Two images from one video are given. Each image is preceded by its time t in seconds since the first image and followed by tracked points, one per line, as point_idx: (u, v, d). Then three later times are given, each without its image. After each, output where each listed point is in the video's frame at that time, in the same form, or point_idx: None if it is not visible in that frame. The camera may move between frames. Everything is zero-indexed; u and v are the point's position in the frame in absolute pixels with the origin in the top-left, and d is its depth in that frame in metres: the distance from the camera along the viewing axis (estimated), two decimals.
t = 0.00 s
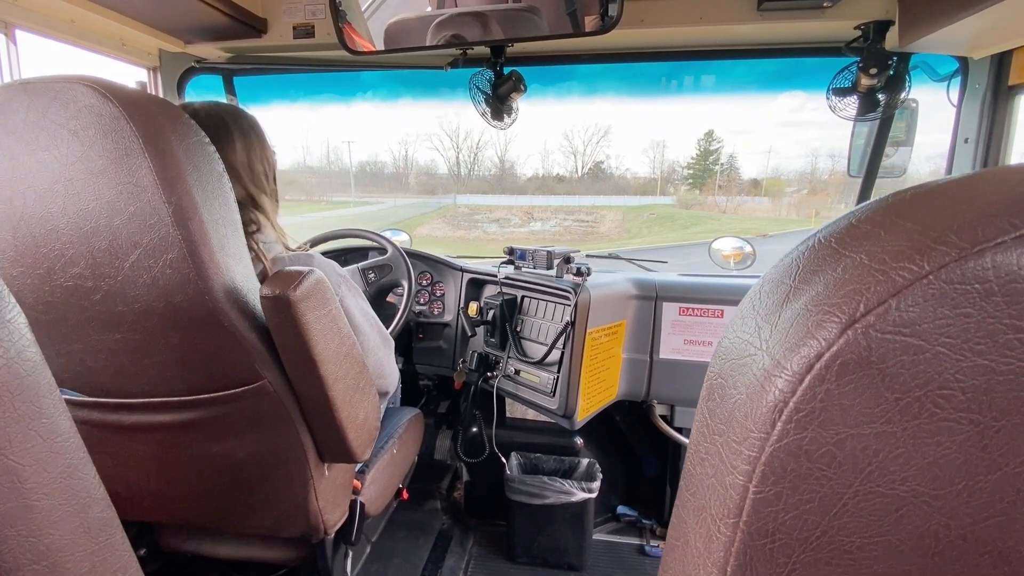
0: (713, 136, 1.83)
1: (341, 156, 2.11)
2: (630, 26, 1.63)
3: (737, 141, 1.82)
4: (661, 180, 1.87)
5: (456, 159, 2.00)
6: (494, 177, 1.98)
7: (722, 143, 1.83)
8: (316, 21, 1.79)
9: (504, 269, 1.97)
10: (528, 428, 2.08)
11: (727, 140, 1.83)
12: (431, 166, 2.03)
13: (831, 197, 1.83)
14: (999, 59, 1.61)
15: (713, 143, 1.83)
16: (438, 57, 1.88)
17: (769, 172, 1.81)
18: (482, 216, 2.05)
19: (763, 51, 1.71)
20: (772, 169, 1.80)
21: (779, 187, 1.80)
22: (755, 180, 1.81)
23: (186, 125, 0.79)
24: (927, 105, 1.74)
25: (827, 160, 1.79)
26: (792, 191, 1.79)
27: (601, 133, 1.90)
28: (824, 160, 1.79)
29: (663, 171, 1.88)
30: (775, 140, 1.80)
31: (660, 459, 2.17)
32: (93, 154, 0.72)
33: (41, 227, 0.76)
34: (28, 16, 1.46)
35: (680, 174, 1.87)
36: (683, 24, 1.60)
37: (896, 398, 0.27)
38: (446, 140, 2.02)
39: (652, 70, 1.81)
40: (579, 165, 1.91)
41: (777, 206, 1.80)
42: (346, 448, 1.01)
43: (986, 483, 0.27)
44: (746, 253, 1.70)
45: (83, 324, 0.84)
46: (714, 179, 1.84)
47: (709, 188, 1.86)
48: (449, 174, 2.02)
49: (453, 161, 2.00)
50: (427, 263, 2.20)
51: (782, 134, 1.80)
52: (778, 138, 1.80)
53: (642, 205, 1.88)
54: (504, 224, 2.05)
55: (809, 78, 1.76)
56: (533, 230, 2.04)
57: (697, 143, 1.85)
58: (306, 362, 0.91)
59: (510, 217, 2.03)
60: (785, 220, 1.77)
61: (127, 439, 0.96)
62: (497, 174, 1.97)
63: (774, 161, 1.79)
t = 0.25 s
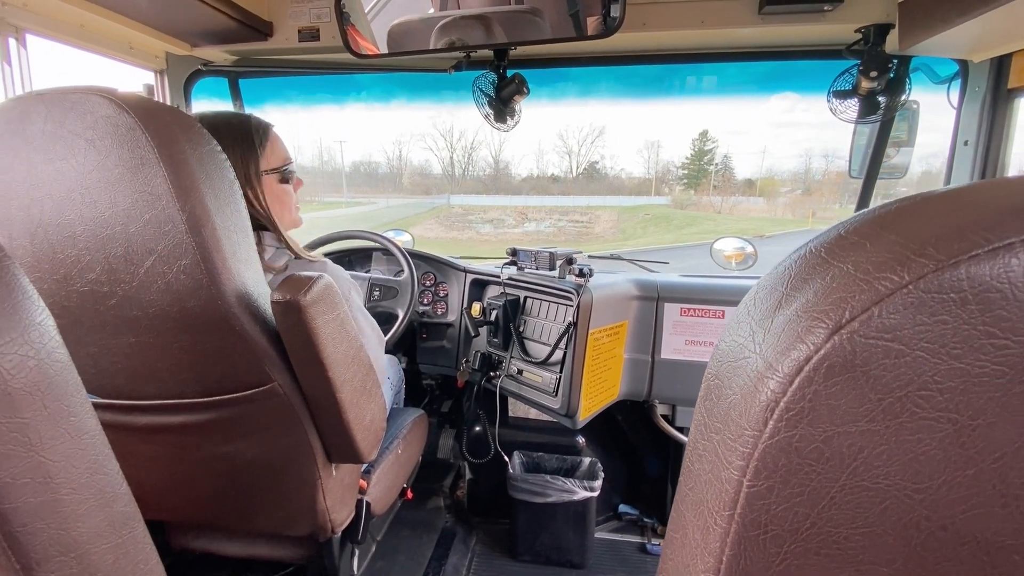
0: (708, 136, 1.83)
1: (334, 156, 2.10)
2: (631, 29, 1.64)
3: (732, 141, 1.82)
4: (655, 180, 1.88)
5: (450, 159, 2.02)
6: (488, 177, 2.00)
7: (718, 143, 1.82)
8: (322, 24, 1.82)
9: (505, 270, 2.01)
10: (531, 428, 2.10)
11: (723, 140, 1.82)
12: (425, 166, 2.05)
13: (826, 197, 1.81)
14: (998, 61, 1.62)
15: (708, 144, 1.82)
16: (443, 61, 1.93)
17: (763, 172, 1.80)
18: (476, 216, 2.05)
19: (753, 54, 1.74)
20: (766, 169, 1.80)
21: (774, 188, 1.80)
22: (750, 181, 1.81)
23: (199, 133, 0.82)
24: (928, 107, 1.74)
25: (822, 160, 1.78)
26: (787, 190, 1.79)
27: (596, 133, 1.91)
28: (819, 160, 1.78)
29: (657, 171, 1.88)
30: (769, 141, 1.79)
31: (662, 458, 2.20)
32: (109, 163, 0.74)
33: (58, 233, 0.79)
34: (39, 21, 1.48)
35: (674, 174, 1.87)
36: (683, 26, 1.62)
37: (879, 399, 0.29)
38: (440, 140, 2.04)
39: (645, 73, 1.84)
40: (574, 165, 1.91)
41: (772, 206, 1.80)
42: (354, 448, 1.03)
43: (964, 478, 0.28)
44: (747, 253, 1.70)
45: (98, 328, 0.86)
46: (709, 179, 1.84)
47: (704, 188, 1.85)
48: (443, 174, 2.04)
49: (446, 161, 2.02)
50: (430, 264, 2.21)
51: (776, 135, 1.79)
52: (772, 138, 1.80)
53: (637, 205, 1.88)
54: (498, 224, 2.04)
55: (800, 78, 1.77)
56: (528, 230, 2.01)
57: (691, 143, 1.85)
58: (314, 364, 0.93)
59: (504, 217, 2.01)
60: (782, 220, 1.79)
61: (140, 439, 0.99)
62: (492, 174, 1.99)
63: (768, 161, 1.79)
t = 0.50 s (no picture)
0: (702, 136, 1.87)
1: (327, 156, 2.14)
2: (634, 31, 1.65)
3: (726, 141, 1.85)
4: (649, 180, 1.91)
5: (444, 159, 2.06)
6: (482, 177, 2.04)
7: (711, 143, 1.86)
8: (327, 26, 1.83)
9: (509, 271, 2.02)
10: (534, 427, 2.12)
11: (716, 140, 1.86)
12: (420, 166, 2.09)
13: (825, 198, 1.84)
14: (1000, 64, 1.63)
15: (702, 144, 1.86)
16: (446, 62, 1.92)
17: (758, 172, 1.83)
18: (470, 217, 2.11)
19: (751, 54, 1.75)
20: (761, 169, 1.82)
21: (768, 187, 1.84)
22: (744, 180, 1.85)
23: (209, 136, 0.83)
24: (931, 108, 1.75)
25: (815, 159, 1.80)
26: (780, 191, 1.83)
27: (590, 133, 1.95)
28: (813, 160, 1.80)
29: (652, 171, 1.91)
30: (763, 141, 1.82)
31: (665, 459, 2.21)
32: (121, 165, 0.76)
33: (72, 234, 0.80)
34: (47, 24, 1.50)
35: (669, 174, 1.91)
36: (685, 28, 1.63)
37: (874, 402, 0.30)
38: (434, 140, 2.09)
39: (642, 74, 1.86)
40: (568, 165, 1.95)
41: (767, 206, 1.84)
42: (360, 446, 1.05)
43: (957, 479, 0.29)
44: (750, 253, 1.73)
45: (110, 327, 0.87)
46: (703, 179, 1.86)
47: (699, 188, 1.88)
48: (437, 174, 2.08)
49: (441, 161, 2.07)
50: (434, 265, 2.23)
51: (770, 134, 1.83)
52: (766, 138, 1.83)
53: (631, 205, 1.91)
54: (493, 224, 2.11)
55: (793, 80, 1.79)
56: (522, 230, 2.07)
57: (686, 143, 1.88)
58: (322, 363, 0.94)
59: (499, 218, 2.08)
60: (776, 220, 1.82)
61: (150, 437, 1.00)
62: (486, 174, 2.03)
63: (762, 160, 1.82)
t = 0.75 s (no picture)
0: (696, 136, 1.88)
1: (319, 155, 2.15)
2: (636, 31, 1.67)
3: (719, 141, 1.88)
4: (643, 179, 1.92)
5: (437, 159, 2.08)
6: (475, 177, 2.05)
7: (705, 143, 1.88)
8: (333, 29, 1.86)
9: (514, 270, 2.03)
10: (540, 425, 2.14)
11: (709, 140, 1.88)
12: (413, 166, 2.11)
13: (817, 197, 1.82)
14: (1002, 61, 1.63)
15: (695, 143, 1.87)
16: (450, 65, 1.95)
17: (751, 172, 1.84)
18: (463, 216, 2.11)
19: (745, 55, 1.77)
20: (754, 169, 1.83)
21: (762, 187, 1.82)
22: (738, 180, 1.85)
23: (223, 142, 0.85)
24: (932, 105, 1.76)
25: (808, 160, 1.81)
26: (774, 190, 1.81)
27: (584, 132, 1.97)
28: (805, 160, 1.80)
29: (646, 171, 1.92)
30: (756, 141, 1.83)
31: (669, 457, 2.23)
32: (139, 171, 0.78)
33: (91, 238, 0.83)
34: (60, 31, 1.53)
35: (663, 174, 1.91)
36: (686, 28, 1.64)
37: (858, 391, 0.32)
38: (426, 140, 2.11)
39: (635, 73, 1.88)
40: (562, 165, 1.96)
41: (761, 205, 1.82)
42: (370, 443, 1.07)
43: (937, 462, 0.31)
44: (754, 251, 1.74)
45: (128, 328, 0.90)
46: (697, 178, 1.88)
47: (693, 188, 1.89)
48: (430, 174, 2.09)
49: (433, 161, 2.08)
50: (439, 264, 2.25)
51: (763, 135, 1.83)
52: (759, 138, 1.84)
53: (626, 205, 1.92)
54: (486, 224, 2.11)
55: (787, 79, 1.80)
56: (514, 231, 2.08)
57: (679, 143, 1.89)
58: (332, 362, 0.97)
59: (492, 218, 2.08)
60: (772, 220, 1.80)
61: (166, 435, 1.03)
62: (479, 175, 2.04)
63: (756, 160, 1.83)
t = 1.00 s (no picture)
0: (689, 136, 1.88)
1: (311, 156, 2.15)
2: (631, 31, 1.67)
3: (712, 141, 1.86)
4: (637, 179, 1.93)
5: (430, 159, 2.09)
6: (469, 177, 2.06)
7: (699, 143, 1.87)
8: (328, 34, 1.85)
9: (512, 272, 2.05)
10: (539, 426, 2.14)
11: (703, 139, 1.87)
12: (406, 166, 2.11)
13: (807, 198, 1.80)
14: (1000, 56, 1.62)
15: (689, 143, 1.87)
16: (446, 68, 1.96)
17: (744, 172, 1.85)
18: (456, 217, 2.14)
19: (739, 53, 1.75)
20: (747, 168, 1.84)
21: (755, 186, 1.85)
22: (732, 179, 1.86)
23: (211, 151, 0.86)
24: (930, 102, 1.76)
25: (801, 159, 1.80)
26: (767, 190, 1.83)
27: (577, 133, 1.97)
28: (798, 159, 1.80)
29: (640, 170, 1.93)
30: (750, 140, 1.84)
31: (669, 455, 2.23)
32: (127, 181, 0.78)
33: (82, 248, 0.83)
34: (56, 40, 1.54)
35: (656, 174, 1.92)
36: (682, 28, 1.64)
37: (824, 401, 0.32)
38: (419, 140, 2.12)
39: (629, 71, 1.87)
40: (556, 165, 1.97)
41: (755, 205, 1.84)
42: (364, 447, 1.08)
43: (906, 472, 0.31)
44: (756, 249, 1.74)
45: (120, 336, 0.91)
46: (691, 178, 1.88)
47: (687, 187, 1.89)
48: (423, 175, 2.10)
49: (427, 161, 2.09)
50: (437, 266, 2.24)
51: (756, 134, 1.83)
52: (752, 138, 1.84)
53: (619, 205, 1.93)
54: (480, 224, 2.14)
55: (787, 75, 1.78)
56: (507, 231, 2.12)
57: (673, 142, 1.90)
58: (324, 368, 0.97)
59: (484, 218, 2.11)
60: (766, 220, 1.82)
61: (161, 441, 1.04)
62: (473, 174, 2.05)
63: (749, 160, 1.84)
